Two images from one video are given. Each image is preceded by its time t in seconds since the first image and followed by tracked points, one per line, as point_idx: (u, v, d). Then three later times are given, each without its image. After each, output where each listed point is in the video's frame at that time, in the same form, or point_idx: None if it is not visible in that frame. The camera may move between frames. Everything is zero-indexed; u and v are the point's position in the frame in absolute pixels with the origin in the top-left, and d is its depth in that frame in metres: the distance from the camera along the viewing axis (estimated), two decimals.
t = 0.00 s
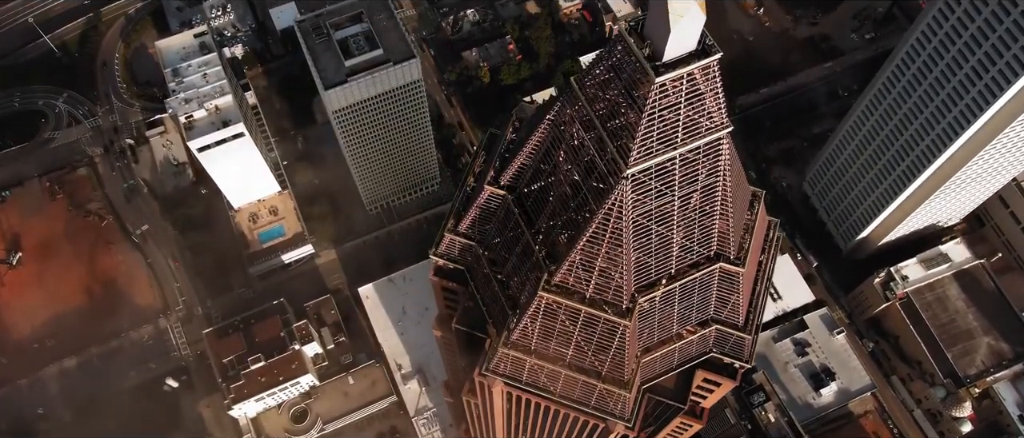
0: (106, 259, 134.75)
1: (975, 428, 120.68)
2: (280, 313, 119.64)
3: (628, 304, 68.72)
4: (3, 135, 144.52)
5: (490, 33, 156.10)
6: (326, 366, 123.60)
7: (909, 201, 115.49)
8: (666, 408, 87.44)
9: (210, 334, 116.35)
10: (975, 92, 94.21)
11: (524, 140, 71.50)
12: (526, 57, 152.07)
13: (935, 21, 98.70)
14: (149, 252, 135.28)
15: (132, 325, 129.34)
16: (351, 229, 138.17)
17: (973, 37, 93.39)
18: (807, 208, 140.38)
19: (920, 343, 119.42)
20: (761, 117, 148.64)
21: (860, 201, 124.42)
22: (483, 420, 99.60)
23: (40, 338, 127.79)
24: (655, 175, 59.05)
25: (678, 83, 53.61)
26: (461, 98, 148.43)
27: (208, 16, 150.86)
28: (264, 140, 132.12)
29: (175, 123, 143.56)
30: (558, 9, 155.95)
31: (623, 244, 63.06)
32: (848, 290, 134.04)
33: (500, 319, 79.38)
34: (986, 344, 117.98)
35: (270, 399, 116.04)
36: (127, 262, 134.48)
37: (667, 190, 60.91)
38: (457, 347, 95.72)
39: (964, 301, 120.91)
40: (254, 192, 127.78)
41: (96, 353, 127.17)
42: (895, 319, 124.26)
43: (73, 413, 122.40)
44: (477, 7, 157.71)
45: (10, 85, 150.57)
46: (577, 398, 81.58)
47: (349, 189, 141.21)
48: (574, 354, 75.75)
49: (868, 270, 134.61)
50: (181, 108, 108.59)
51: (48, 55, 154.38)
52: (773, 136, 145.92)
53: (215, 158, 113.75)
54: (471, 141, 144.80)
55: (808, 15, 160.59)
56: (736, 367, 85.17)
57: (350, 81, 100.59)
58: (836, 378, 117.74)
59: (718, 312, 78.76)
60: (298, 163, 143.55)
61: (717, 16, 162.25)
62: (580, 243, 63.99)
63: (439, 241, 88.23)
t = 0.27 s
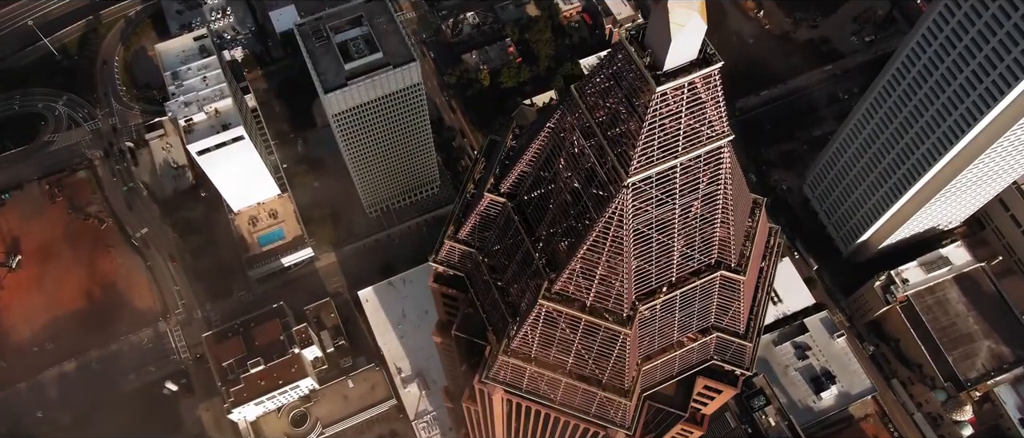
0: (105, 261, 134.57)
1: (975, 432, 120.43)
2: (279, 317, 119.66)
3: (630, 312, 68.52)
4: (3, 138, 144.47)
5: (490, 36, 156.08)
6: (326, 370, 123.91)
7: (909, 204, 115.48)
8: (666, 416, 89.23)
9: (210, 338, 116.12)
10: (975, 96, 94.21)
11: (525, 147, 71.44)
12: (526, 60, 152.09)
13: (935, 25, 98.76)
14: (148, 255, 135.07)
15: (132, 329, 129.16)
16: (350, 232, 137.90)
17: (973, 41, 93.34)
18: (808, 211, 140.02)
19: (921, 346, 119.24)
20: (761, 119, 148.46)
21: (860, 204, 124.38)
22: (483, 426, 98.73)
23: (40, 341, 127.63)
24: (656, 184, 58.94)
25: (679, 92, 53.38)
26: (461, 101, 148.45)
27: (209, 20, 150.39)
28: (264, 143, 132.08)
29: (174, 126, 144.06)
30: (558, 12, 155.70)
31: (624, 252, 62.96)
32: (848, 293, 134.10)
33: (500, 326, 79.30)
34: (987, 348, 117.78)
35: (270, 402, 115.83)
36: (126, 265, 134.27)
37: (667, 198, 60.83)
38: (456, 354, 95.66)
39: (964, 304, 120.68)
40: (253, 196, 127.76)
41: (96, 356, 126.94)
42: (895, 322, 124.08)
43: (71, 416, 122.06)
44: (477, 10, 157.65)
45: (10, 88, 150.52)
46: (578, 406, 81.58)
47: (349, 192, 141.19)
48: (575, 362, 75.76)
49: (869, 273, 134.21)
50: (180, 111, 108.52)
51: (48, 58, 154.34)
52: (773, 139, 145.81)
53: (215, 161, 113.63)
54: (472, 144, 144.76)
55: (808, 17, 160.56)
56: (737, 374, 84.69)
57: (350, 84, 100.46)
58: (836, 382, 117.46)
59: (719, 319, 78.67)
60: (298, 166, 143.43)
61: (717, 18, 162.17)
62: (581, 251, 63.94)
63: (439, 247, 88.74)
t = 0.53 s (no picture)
0: (105, 265, 134.38)
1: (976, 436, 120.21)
2: (279, 321, 119.12)
3: (630, 322, 68.88)
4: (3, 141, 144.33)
5: (490, 39, 156.01)
6: (325, 374, 123.21)
7: (910, 209, 115.43)
8: (666, 425, 88.28)
9: (209, 342, 115.90)
10: (976, 101, 94.13)
11: (525, 155, 71.32)
12: (526, 63, 152.04)
13: (935, 30, 98.70)
14: (148, 259, 134.88)
15: (131, 332, 128.93)
16: (350, 236, 137.72)
17: (975, 45, 93.14)
18: (808, 214, 139.87)
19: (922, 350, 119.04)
20: (761, 123, 148.25)
21: (860, 208, 124.27)
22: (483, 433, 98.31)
23: (39, 345, 127.35)
24: (657, 194, 58.91)
25: (680, 103, 53.20)
26: (461, 104, 148.20)
27: (209, 22, 151.78)
28: (264, 146, 131.95)
29: (174, 129, 142.86)
30: (558, 15, 155.40)
31: (625, 262, 62.96)
32: (848, 297, 133.62)
33: (500, 334, 79.52)
34: (988, 352, 117.55)
35: (270, 407, 115.68)
36: (126, 269, 134.12)
37: (669, 208, 60.88)
38: (456, 362, 96.42)
39: (965, 308, 120.51)
40: (253, 199, 127.70)
41: (95, 360, 126.72)
42: (896, 326, 123.92)
43: (71, 421, 121.81)
44: (477, 13, 157.56)
45: (10, 91, 150.42)
46: (579, 415, 82.02)
47: (349, 196, 141.05)
48: (575, 371, 75.95)
49: (870, 277, 133.98)
50: (180, 115, 108.30)
51: (47, 61, 154.22)
52: (773, 143, 145.67)
53: (215, 164, 113.48)
54: (472, 147, 144.55)
55: (808, 20, 160.50)
56: (737, 382, 86.76)
57: (350, 88, 100.33)
58: (837, 386, 117.22)
59: (720, 328, 79.43)
60: (298, 169, 143.26)
61: (717, 22, 162.07)
62: (581, 260, 64.03)
63: (438, 256, 88.64)
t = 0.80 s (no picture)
0: (105, 268, 134.25)
1: None
2: (279, 324, 118.87)
3: (631, 330, 69.00)
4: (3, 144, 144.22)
5: (490, 41, 156.02)
6: (325, 377, 121.81)
7: (909, 212, 115.48)
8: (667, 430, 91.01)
9: (209, 345, 115.73)
10: (977, 105, 94.13)
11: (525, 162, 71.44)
12: (526, 66, 152.02)
13: (935, 34, 98.80)
14: (147, 262, 134.72)
15: (131, 336, 128.73)
16: (350, 239, 137.60)
17: (975, 48, 93.15)
18: (808, 217, 139.97)
19: (923, 354, 118.85)
20: (761, 125, 148.16)
21: (860, 212, 124.29)
22: None
23: (39, 349, 127.07)
24: (658, 202, 59.14)
25: (681, 112, 53.47)
26: (461, 107, 148.18)
27: (209, 25, 151.87)
28: (264, 150, 131.87)
29: (174, 132, 142.84)
30: (558, 18, 155.42)
31: (626, 269, 63.17)
32: (849, 301, 133.35)
33: (500, 341, 79.57)
34: (988, 355, 117.33)
35: (269, 410, 115.58)
36: (126, 272, 133.97)
37: (670, 217, 61.18)
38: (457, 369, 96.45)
39: (965, 311, 120.31)
40: (253, 202, 127.73)
41: (95, 363, 126.54)
42: (896, 329, 123.78)
43: (70, 424, 121.62)
44: (477, 16, 157.52)
45: (10, 94, 150.35)
46: (579, 423, 81.64)
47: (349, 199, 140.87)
48: (576, 379, 75.96)
49: (870, 281, 134.02)
50: (180, 118, 108.37)
51: (47, 64, 154.10)
52: (773, 146, 145.62)
53: (215, 167, 113.41)
54: (471, 150, 144.31)
55: (808, 23, 160.50)
56: (738, 390, 87.56)
57: (350, 91, 100.17)
58: (838, 389, 116.83)
59: (722, 336, 80.15)
60: (298, 172, 143.11)
61: (717, 24, 162.04)
62: (582, 268, 64.21)
63: (438, 262, 89.17)
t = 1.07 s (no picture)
0: (104, 271, 134.07)
1: None
2: (278, 328, 118.62)
3: (631, 338, 69.43)
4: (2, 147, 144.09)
5: (490, 44, 155.96)
6: (325, 381, 121.87)
7: (909, 216, 115.63)
8: None
9: (208, 349, 115.49)
10: (977, 108, 94.15)
11: (526, 168, 71.61)
12: (526, 68, 151.95)
13: (935, 37, 98.79)
14: (147, 265, 134.55)
15: (130, 339, 128.52)
16: (350, 242, 137.41)
17: (976, 52, 93.09)
18: (808, 220, 139.74)
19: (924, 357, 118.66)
20: (761, 128, 148.09)
21: (860, 216, 124.40)
22: None
23: (38, 352, 126.78)
24: (658, 210, 59.42)
25: (682, 121, 53.51)
26: (461, 110, 148.14)
27: (209, 28, 152.35)
28: (264, 153, 131.73)
29: (174, 135, 143.21)
30: (558, 21, 155.37)
31: (627, 277, 63.57)
32: (849, 304, 133.19)
33: (500, 349, 79.87)
34: (989, 359, 117.15)
35: (268, 414, 115.22)
36: (126, 275, 133.82)
37: (671, 226, 61.57)
38: (457, 377, 95.83)
39: (966, 315, 120.10)
40: (253, 205, 127.60)
41: (94, 367, 126.30)
42: (897, 333, 123.63)
43: (69, 428, 121.39)
44: (477, 19, 157.47)
45: (10, 97, 150.27)
46: (579, 431, 82.00)
47: (349, 202, 140.80)
48: (576, 386, 76.31)
49: (871, 284, 133.66)
50: (180, 121, 108.31)
51: (47, 66, 154.04)
52: (773, 149, 145.50)
53: (214, 170, 113.21)
54: (471, 153, 144.18)
55: (807, 26, 160.49)
56: (740, 397, 89.30)
57: (350, 94, 100.09)
58: (838, 393, 116.84)
59: (723, 344, 80.81)
60: (298, 175, 142.95)
61: (717, 27, 161.99)
62: (583, 276, 64.52)
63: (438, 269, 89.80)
